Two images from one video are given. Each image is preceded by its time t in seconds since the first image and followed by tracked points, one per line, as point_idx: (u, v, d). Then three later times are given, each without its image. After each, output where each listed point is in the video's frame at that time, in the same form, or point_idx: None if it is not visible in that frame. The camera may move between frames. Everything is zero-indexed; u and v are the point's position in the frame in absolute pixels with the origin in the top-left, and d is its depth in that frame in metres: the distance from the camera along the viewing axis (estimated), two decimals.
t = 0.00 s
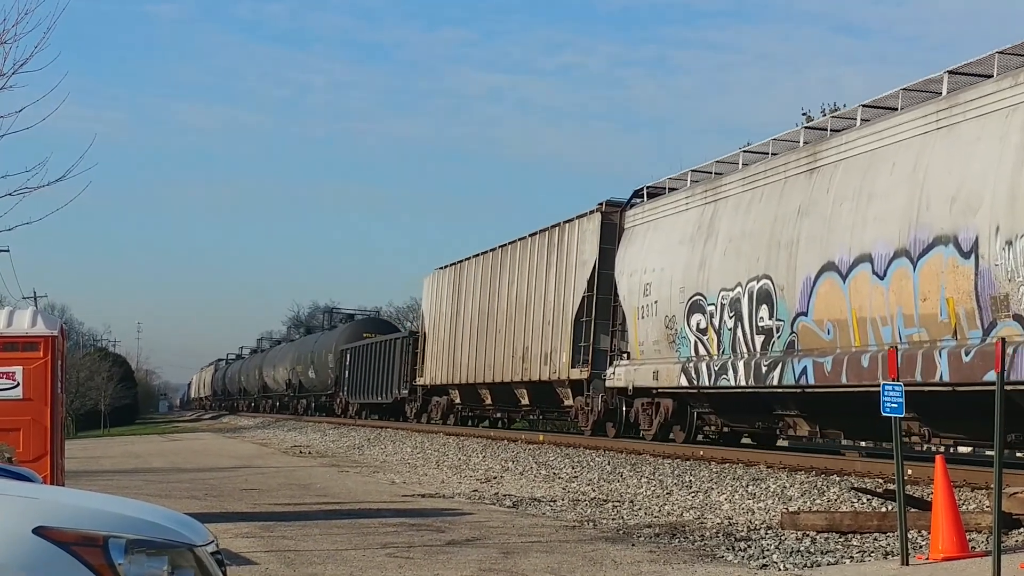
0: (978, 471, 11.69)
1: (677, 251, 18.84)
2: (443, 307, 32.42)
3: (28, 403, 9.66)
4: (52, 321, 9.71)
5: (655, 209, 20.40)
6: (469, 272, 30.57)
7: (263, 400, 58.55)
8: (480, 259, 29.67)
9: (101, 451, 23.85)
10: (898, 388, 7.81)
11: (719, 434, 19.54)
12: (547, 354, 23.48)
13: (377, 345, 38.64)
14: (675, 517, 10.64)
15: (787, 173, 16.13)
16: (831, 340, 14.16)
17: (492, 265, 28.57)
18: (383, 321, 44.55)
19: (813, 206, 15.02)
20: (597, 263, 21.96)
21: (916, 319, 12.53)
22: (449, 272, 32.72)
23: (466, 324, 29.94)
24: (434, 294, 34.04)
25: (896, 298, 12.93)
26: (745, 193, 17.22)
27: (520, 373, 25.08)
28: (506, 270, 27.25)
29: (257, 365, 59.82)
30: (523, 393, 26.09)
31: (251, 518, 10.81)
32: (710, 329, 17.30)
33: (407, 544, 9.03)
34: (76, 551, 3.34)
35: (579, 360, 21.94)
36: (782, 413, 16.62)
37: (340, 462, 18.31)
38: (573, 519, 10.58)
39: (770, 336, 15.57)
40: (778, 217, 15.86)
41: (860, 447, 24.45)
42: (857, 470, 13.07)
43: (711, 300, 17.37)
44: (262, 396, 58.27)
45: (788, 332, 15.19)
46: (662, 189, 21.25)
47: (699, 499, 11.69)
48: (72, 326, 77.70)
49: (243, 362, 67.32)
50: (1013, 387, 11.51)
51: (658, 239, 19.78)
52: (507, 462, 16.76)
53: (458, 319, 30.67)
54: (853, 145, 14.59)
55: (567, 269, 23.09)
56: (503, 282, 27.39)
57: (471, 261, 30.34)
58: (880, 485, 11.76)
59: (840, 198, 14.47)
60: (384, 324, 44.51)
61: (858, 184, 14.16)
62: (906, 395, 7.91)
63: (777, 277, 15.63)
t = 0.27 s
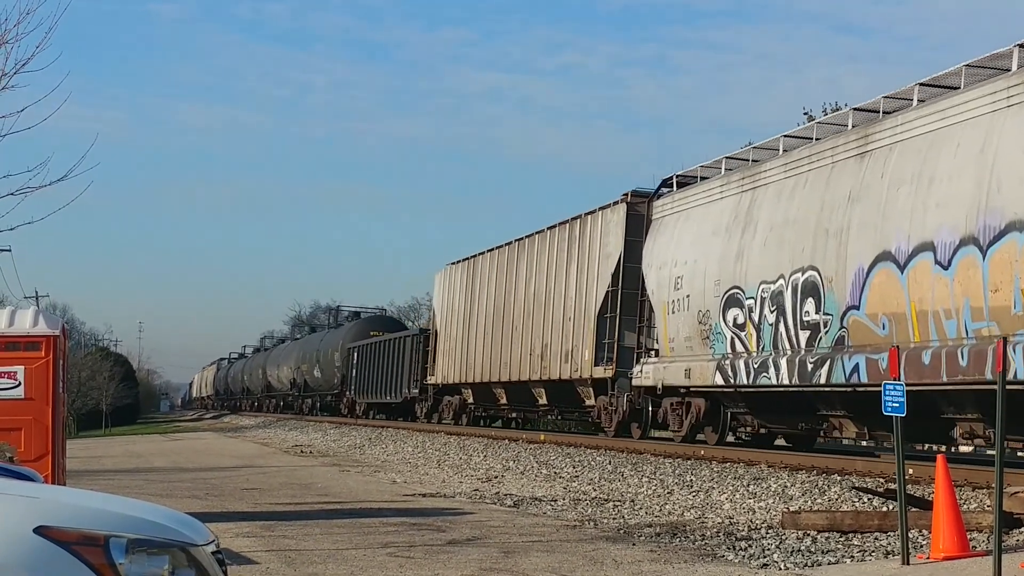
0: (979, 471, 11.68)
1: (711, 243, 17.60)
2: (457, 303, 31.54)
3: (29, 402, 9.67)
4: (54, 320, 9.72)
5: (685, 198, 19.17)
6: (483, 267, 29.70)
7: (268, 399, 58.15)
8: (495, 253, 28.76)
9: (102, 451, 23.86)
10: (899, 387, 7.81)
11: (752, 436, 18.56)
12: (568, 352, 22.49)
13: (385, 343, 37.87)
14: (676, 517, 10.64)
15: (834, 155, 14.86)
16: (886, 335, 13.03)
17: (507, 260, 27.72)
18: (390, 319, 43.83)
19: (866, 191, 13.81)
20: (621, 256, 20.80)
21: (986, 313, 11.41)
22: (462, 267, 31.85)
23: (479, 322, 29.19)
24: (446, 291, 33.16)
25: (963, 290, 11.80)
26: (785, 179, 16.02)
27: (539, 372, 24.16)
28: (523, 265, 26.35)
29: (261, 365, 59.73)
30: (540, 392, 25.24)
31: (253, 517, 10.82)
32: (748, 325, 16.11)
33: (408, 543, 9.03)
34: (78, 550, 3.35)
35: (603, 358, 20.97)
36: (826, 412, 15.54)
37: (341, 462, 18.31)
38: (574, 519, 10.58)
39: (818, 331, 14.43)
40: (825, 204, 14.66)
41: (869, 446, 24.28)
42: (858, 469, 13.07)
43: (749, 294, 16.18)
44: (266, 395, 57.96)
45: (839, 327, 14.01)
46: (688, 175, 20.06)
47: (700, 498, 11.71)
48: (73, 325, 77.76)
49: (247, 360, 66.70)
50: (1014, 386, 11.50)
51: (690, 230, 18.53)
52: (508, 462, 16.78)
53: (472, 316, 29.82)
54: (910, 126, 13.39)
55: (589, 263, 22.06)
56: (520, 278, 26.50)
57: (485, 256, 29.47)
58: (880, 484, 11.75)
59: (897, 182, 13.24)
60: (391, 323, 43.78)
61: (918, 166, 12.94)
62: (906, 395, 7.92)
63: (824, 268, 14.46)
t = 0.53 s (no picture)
0: (981, 471, 11.68)
1: (750, 234, 16.78)
2: (472, 300, 30.68)
3: (32, 402, 9.68)
4: (56, 320, 9.72)
5: (720, 187, 18.31)
6: (499, 261, 28.83)
7: (274, 399, 57.81)
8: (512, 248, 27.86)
9: (104, 450, 23.89)
10: (901, 387, 7.80)
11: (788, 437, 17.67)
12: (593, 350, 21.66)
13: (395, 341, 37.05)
14: (678, 516, 10.64)
15: (888, 139, 13.94)
16: (951, 331, 12.09)
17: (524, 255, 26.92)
18: (398, 316, 43.03)
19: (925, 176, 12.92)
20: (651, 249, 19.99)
21: None
22: (476, 261, 30.97)
23: (495, 319, 28.40)
24: (460, 286, 32.28)
25: None
26: (831, 165, 15.17)
27: (561, 371, 23.37)
28: (542, 260, 25.51)
29: (264, 364, 59.60)
30: (560, 392, 24.44)
31: (255, 517, 10.83)
32: (793, 320, 15.26)
33: (410, 543, 9.04)
34: (81, 550, 3.36)
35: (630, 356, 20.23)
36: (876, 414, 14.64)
37: (344, 461, 18.31)
38: (576, 519, 10.59)
39: (872, 326, 13.55)
40: (880, 191, 13.77)
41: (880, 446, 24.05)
42: (860, 469, 13.06)
43: (794, 288, 15.36)
44: (271, 395, 57.70)
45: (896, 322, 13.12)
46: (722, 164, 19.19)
47: (702, 498, 11.71)
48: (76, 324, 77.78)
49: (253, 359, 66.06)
50: (1014, 386, 11.52)
51: (725, 221, 17.68)
52: (511, 461, 16.80)
53: (488, 313, 28.98)
54: (975, 105, 12.42)
55: (614, 257, 21.26)
56: (538, 273, 25.64)
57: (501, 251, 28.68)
58: (882, 485, 11.75)
59: (961, 167, 12.32)
60: (401, 321, 42.98)
61: (984, 149, 12.02)
62: (908, 395, 7.91)
63: (879, 259, 13.57)
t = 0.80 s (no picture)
0: (979, 471, 11.69)
1: (788, 224, 15.55)
2: (484, 296, 29.76)
3: (30, 403, 9.67)
4: (54, 320, 9.72)
5: (752, 174, 17.03)
6: (512, 256, 27.85)
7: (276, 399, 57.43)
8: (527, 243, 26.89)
9: (102, 451, 23.87)
10: (899, 387, 7.80)
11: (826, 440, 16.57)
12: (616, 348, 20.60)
13: (403, 340, 36.13)
14: (677, 517, 10.64)
15: (945, 118, 12.71)
16: None
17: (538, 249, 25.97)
18: (404, 314, 42.16)
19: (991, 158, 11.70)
20: (678, 242, 18.77)
21: None
22: (489, 256, 30.03)
23: (509, 316, 27.51)
24: (473, 282, 31.30)
25: None
26: (879, 149, 13.95)
27: (579, 369, 22.46)
28: (558, 255, 24.49)
29: (265, 364, 59.37)
30: (577, 391, 23.46)
31: (253, 517, 10.82)
32: (840, 316, 14.01)
33: (408, 543, 9.04)
34: (79, 551, 3.36)
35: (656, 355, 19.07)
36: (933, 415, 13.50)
37: (342, 462, 18.28)
38: (575, 519, 10.60)
39: (930, 322, 12.34)
40: (938, 175, 12.55)
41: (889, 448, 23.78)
42: (859, 470, 13.06)
43: (839, 281, 14.13)
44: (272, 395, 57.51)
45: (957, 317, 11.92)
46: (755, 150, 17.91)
47: (700, 499, 11.71)
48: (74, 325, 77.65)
49: (255, 358, 65.36)
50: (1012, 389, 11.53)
51: (760, 210, 16.38)
52: (509, 462, 16.79)
53: (502, 310, 28.04)
54: None
55: (636, 251, 20.13)
56: (554, 268, 24.72)
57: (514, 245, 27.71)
58: (881, 485, 11.75)
59: None
60: (407, 319, 42.11)
61: None
62: (907, 395, 7.91)
63: (939, 249, 12.34)
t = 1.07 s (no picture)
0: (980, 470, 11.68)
1: (837, 211, 14.77)
2: (502, 292, 29.02)
3: (31, 401, 9.67)
4: (55, 319, 9.72)
5: (797, 160, 16.20)
6: (531, 249, 27.07)
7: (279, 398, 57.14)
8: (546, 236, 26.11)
9: (103, 449, 23.89)
10: (901, 386, 7.80)
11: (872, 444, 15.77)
12: (644, 344, 19.88)
13: (415, 337, 35.39)
14: (677, 516, 10.63)
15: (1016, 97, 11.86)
16: None
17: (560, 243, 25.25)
18: (414, 311, 41.44)
19: None
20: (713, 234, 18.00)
21: None
22: (506, 251, 29.26)
23: (528, 312, 26.79)
24: (489, 278, 30.52)
25: None
26: (939, 132, 13.13)
27: (603, 367, 21.77)
28: (581, 249, 23.70)
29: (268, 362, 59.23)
30: (601, 389, 22.77)
31: (254, 515, 10.82)
32: (898, 308, 13.17)
33: (409, 542, 9.04)
34: (79, 549, 3.35)
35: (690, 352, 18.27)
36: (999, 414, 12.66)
37: (343, 461, 18.27)
38: (575, 518, 10.59)
39: (999, 315, 11.50)
40: (1008, 157, 11.73)
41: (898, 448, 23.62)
42: (860, 468, 13.05)
43: (896, 272, 13.31)
44: (275, 393, 57.40)
45: None
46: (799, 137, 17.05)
47: (701, 497, 11.70)
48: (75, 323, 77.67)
49: (259, 356, 64.86)
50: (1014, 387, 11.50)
51: (805, 197, 15.60)
52: (510, 460, 16.80)
53: (521, 307, 27.31)
54: None
55: (667, 242, 19.39)
56: (576, 262, 23.97)
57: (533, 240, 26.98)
58: (882, 484, 11.74)
59: None
60: (416, 316, 41.41)
61: None
62: (908, 394, 7.91)
63: (1011, 237, 11.53)
